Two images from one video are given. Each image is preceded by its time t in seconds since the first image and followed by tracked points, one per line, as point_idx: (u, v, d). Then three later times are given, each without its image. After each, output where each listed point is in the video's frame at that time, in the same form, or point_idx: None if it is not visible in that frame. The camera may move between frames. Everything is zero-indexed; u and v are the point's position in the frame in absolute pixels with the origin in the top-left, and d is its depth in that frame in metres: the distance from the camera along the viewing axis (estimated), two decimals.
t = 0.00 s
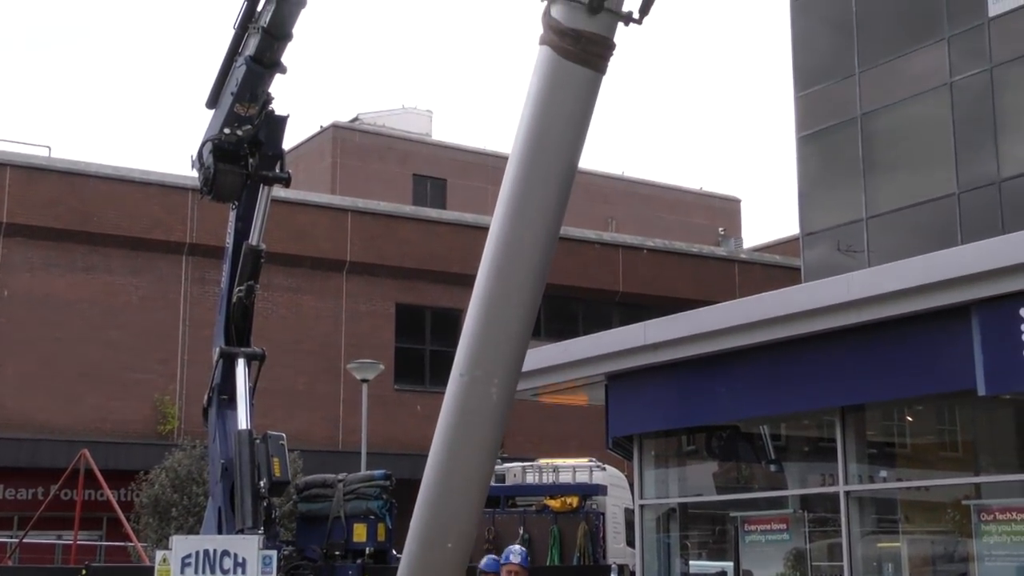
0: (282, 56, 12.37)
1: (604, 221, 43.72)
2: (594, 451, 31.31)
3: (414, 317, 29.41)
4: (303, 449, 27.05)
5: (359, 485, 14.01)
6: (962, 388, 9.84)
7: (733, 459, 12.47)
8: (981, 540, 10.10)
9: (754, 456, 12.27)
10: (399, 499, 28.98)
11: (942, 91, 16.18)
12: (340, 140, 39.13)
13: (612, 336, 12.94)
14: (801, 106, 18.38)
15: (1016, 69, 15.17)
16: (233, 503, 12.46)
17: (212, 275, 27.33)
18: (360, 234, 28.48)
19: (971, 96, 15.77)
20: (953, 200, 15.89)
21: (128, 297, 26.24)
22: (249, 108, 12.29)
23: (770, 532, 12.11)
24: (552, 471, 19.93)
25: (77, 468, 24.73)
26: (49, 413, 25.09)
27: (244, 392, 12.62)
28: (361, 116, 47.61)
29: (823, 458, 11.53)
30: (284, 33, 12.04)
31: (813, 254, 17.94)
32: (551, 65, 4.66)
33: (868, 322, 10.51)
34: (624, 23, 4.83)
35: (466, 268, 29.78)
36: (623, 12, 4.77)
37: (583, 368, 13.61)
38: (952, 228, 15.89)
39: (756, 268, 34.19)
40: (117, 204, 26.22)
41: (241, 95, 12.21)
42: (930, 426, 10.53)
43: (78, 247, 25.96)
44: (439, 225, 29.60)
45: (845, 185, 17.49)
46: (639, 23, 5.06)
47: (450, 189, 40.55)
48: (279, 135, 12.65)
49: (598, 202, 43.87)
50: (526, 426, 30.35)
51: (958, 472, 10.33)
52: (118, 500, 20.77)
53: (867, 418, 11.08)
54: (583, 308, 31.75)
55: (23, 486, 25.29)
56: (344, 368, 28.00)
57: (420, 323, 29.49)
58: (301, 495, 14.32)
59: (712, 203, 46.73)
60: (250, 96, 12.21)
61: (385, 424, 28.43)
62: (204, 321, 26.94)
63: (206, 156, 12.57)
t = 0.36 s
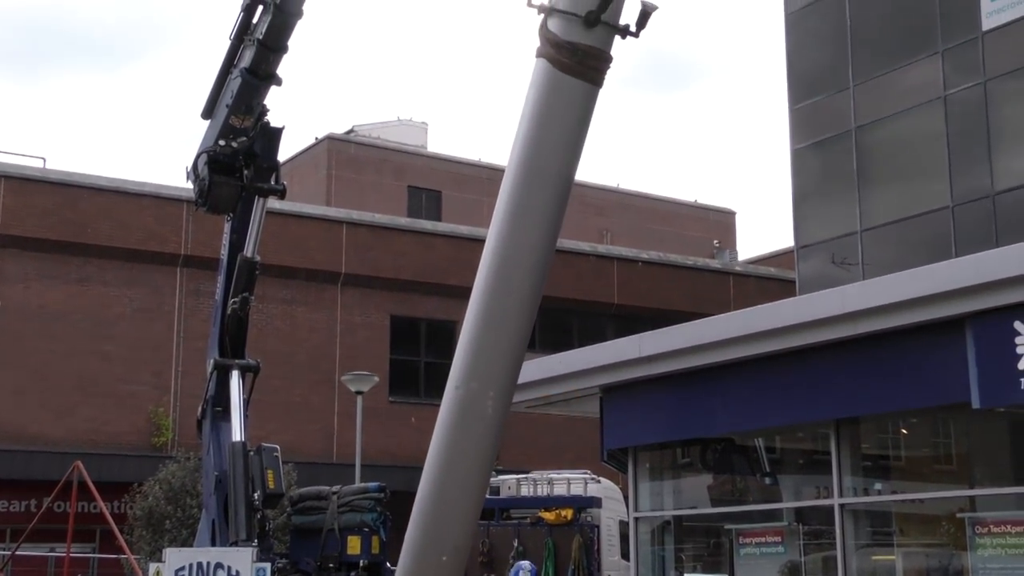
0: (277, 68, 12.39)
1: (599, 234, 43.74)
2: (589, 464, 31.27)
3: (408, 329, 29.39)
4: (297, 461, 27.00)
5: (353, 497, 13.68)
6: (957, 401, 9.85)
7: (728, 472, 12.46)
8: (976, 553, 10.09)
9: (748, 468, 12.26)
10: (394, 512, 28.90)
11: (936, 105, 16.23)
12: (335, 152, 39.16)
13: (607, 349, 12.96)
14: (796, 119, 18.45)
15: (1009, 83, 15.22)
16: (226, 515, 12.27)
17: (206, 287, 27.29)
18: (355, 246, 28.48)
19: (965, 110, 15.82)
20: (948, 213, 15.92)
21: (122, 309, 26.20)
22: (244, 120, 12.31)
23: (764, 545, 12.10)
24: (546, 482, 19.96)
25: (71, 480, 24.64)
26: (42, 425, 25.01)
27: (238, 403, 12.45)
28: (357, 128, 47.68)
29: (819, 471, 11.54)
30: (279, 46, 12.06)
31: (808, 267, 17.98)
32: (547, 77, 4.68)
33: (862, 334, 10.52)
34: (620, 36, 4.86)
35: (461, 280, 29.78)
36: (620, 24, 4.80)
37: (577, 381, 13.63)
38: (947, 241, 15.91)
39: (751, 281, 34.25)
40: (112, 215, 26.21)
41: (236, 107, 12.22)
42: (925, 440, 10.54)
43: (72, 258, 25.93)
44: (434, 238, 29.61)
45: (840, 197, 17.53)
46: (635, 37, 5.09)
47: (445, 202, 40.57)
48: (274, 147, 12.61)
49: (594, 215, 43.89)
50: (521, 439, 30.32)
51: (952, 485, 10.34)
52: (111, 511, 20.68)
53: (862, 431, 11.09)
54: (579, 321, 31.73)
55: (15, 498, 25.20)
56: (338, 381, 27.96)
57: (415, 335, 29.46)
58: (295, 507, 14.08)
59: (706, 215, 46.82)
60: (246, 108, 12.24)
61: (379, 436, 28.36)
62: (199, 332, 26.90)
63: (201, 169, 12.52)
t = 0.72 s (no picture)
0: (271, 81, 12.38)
1: (592, 247, 43.77)
2: (582, 478, 31.23)
3: (402, 343, 29.36)
4: (290, 474, 26.95)
5: (346, 511, 13.32)
6: (950, 415, 9.86)
7: (722, 486, 12.46)
8: (969, 567, 10.08)
9: (742, 482, 12.26)
10: (387, 526, 28.83)
11: (929, 119, 16.28)
12: (329, 166, 39.16)
13: (600, 362, 12.96)
14: (788, 133, 18.49)
15: (1002, 98, 15.29)
16: (218, 528, 12.14)
17: (200, 300, 27.26)
18: (349, 259, 28.48)
19: (957, 125, 15.87)
20: (941, 228, 15.95)
21: (116, 322, 26.15)
22: (238, 133, 12.31)
23: (757, 559, 12.08)
24: (540, 497, 19.95)
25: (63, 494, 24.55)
26: (34, 438, 24.93)
27: (229, 416, 12.30)
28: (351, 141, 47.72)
29: (812, 485, 11.54)
30: (274, 59, 12.03)
31: (801, 281, 18.01)
32: (540, 91, 4.70)
33: (855, 348, 10.53)
34: (613, 51, 4.88)
35: (454, 294, 29.79)
36: (612, 38, 4.82)
37: (571, 395, 13.64)
38: (940, 255, 15.94)
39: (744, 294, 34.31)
40: (105, 228, 26.19)
41: (230, 120, 12.22)
42: (918, 454, 10.54)
43: (65, 271, 25.89)
44: (427, 251, 29.61)
45: (833, 211, 17.58)
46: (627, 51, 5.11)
47: (439, 215, 40.57)
48: (268, 161, 12.63)
49: (588, 229, 43.92)
50: (514, 453, 30.28)
51: (945, 499, 10.33)
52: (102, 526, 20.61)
53: (855, 445, 11.10)
54: (572, 334, 31.72)
55: (6, 512, 25.10)
56: (331, 394, 27.92)
57: (408, 349, 29.43)
58: (288, 521, 13.73)
59: (699, 229, 46.92)
60: (240, 121, 12.23)
61: (373, 450, 28.30)
62: (192, 345, 26.86)
63: (194, 182, 12.51)
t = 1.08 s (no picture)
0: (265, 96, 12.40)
1: (585, 262, 43.78)
2: (575, 493, 31.18)
3: (395, 358, 29.30)
4: (283, 490, 26.86)
5: (339, 526, 13.12)
6: (943, 431, 9.87)
7: (714, 502, 12.46)
8: None
9: (735, 498, 12.26)
10: (379, 541, 28.75)
11: (921, 136, 16.33)
12: (322, 180, 39.17)
13: (593, 377, 12.98)
14: (781, 149, 18.54)
15: (993, 115, 15.36)
16: (210, 544, 11.98)
17: (193, 314, 27.21)
18: (342, 274, 28.46)
19: (949, 141, 15.93)
20: (933, 244, 16.00)
21: (108, 337, 26.07)
22: (231, 148, 12.29)
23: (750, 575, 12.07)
24: (532, 512, 19.92)
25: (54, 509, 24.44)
26: (26, 454, 24.83)
27: (222, 431, 12.18)
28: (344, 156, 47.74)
29: (804, 501, 11.54)
30: (267, 74, 12.06)
31: (793, 297, 18.04)
32: (532, 107, 4.74)
33: (848, 364, 10.55)
34: (606, 66, 4.92)
35: (447, 309, 29.77)
36: (605, 54, 4.86)
37: (564, 410, 13.65)
38: (932, 271, 15.98)
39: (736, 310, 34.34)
40: (98, 243, 26.15)
41: (223, 136, 12.21)
42: (911, 470, 10.55)
43: (58, 286, 25.83)
44: (420, 266, 29.61)
45: (825, 227, 17.62)
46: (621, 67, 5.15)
47: (432, 230, 40.57)
48: (261, 176, 12.51)
49: (580, 244, 43.94)
50: (507, 468, 30.24)
51: (938, 514, 10.33)
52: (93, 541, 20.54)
53: (847, 461, 11.10)
54: (565, 350, 31.70)
55: None
56: (324, 409, 27.87)
57: (401, 365, 29.33)
58: (281, 536, 13.58)
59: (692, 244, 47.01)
60: (233, 136, 12.21)
61: (366, 465, 28.23)
62: (185, 361, 26.80)
63: (187, 197, 12.50)
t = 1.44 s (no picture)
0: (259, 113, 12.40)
1: (578, 280, 43.78)
2: (568, 511, 31.13)
3: (388, 376, 29.27)
4: (274, 508, 26.76)
5: (331, 544, 12.10)
6: (935, 448, 9.89)
7: (707, 520, 12.45)
8: None
9: (727, 516, 12.25)
10: (371, 560, 28.66)
11: (913, 154, 16.39)
12: (315, 197, 39.18)
13: (585, 395, 13.02)
14: (774, 167, 18.60)
15: (984, 133, 15.45)
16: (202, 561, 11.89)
17: (185, 332, 27.17)
18: (335, 291, 28.45)
19: (940, 160, 16.00)
20: (924, 262, 16.05)
21: (100, 354, 26.00)
22: (224, 166, 12.31)
23: None
24: (526, 530, 19.82)
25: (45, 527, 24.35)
26: (16, 471, 24.74)
27: (215, 450, 12.11)
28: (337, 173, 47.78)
29: (797, 519, 11.54)
30: (260, 92, 12.06)
31: (786, 315, 18.07)
32: (527, 125, 4.79)
33: (839, 382, 10.58)
34: (600, 84, 4.98)
35: (440, 326, 29.78)
36: (599, 73, 4.92)
37: (556, 428, 13.66)
38: (924, 289, 16.02)
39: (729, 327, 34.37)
40: (91, 260, 26.13)
41: (216, 153, 12.23)
42: (903, 488, 10.55)
43: (50, 303, 25.77)
44: (413, 283, 29.63)
45: (818, 244, 17.66)
46: (615, 85, 5.21)
47: (425, 248, 40.58)
48: (254, 193, 12.49)
49: (574, 261, 43.96)
50: (500, 486, 30.20)
51: (931, 533, 10.32)
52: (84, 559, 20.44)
53: (840, 480, 11.11)
54: (558, 367, 31.69)
55: None
56: (317, 427, 27.81)
57: (394, 382, 29.32)
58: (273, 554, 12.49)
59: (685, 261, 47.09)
60: (226, 154, 12.23)
61: (358, 483, 28.15)
62: (178, 378, 26.74)
63: (180, 214, 12.49)
